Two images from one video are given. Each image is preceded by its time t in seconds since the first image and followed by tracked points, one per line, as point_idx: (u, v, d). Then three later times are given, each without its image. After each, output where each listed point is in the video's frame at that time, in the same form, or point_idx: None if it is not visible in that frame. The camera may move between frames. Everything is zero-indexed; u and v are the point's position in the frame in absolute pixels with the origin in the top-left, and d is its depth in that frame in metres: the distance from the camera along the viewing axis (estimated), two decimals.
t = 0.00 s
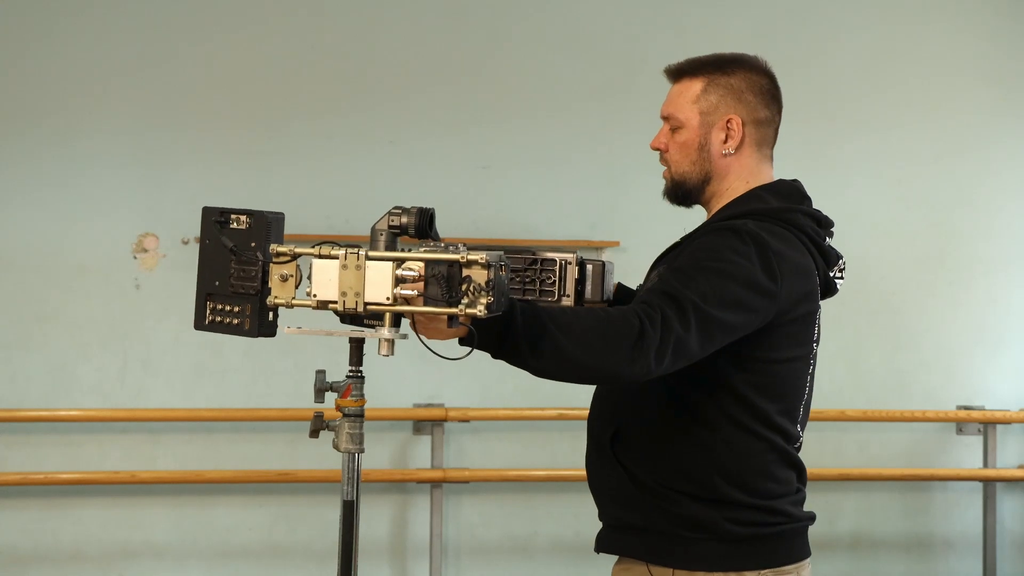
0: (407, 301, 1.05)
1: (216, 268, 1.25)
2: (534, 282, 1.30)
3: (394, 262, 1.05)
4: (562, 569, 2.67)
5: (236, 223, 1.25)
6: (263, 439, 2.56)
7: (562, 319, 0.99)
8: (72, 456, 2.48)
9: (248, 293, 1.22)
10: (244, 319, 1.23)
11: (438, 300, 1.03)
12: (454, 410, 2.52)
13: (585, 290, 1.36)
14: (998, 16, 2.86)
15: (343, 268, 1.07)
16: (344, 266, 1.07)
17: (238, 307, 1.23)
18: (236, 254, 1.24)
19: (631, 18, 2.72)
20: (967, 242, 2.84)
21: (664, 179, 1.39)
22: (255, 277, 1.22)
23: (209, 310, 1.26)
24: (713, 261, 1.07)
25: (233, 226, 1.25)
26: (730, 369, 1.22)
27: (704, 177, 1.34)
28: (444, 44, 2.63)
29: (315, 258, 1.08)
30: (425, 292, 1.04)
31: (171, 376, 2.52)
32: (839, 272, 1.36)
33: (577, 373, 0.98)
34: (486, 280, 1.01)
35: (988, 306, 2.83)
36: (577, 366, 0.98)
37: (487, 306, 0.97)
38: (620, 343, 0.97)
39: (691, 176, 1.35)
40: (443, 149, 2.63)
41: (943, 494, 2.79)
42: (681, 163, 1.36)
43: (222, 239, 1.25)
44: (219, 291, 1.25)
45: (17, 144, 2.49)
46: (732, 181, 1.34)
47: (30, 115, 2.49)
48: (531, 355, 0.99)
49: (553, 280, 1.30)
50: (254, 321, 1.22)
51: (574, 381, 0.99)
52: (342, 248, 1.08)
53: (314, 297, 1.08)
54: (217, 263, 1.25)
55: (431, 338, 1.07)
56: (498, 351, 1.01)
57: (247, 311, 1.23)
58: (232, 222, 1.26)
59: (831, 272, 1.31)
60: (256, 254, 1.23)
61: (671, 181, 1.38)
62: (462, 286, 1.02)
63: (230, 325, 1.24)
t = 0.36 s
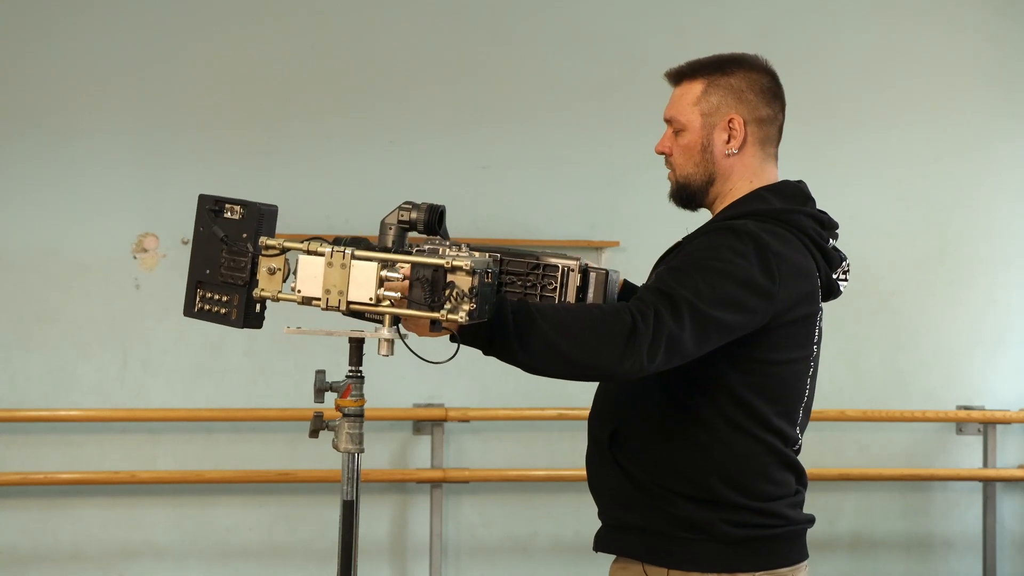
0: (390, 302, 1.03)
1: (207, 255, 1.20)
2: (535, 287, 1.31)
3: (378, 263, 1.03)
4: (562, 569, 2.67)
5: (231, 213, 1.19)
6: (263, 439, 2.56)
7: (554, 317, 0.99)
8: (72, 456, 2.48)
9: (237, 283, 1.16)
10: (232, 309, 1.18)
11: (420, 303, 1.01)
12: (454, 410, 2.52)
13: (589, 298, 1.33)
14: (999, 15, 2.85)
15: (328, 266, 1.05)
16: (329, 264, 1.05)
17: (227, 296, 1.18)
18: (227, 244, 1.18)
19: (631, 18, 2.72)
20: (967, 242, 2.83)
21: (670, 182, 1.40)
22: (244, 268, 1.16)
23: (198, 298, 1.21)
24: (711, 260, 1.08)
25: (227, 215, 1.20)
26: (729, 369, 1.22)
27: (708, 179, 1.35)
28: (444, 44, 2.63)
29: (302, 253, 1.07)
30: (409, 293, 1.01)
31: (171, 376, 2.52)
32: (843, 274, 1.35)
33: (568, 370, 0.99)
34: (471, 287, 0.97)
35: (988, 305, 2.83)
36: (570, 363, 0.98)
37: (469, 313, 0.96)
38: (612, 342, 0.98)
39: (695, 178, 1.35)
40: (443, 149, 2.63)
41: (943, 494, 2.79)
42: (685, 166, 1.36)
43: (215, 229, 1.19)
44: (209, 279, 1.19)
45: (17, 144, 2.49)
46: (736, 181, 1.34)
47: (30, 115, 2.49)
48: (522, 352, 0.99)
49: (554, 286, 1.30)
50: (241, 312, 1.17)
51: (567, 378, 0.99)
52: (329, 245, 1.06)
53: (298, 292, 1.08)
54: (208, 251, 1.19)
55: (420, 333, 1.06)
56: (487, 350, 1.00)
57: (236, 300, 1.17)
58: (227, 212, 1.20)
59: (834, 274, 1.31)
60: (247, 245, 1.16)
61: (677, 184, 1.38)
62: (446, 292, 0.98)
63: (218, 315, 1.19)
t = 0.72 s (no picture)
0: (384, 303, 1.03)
1: (204, 249, 1.19)
2: (535, 289, 1.31)
3: (373, 263, 1.03)
4: (562, 569, 2.67)
5: (229, 208, 1.19)
6: (263, 439, 2.56)
7: (550, 316, 1.00)
8: (72, 456, 2.48)
9: (233, 279, 1.16)
10: (227, 304, 1.17)
11: (414, 305, 1.00)
12: (454, 410, 2.52)
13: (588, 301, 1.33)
14: (999, 15, 2.85)
15: (322, 264, 1.05)
16: (324, 263, 1.05)
17: (222, 291, 1.17)
18: (224, 239, 1.17)
19: (631, 18, 2.72)
20: (966, 242, 2.83)
21: (668, 183, 1.40)
22: (241, 264, 1.16)
23: (194, 292, 1.20)
24: (709, 260, 1.07)
25: (225, 211, 1.19)
26: (727, 369, 1.22)
27: (706, 180, 1.34)
28: (444, 44, 2.63)
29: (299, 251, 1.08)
30: (403, 295, 1.01)
31: (171, 376, 2.52)
32: (843, 276, 1.35)
33: (563, 368, 0.99)
34: (464, 290, 0.97)
35: (988, 306, 2.83)
36: (564, 361, 0.98)
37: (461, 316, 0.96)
38: (607, 340, 0.98)
39: (693, 179, 1.35)
40: (443, 149, 2.63)
41: (943, 494, 2.79)
42: (683, 166, 1.36)
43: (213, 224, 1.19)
44: (206, 274, 1.19)
45: (17, 144, 2.49)
46: (734, 183, 1.34)
47: (30, 115, 2.49)
48: (517, 351, 0.99)
49: (554, 289, 1.30)
50: (236, 307, 1.16)
51: (563, 377, 0.99)
52: (325, 244, 1.06)
53: (292, 290, 1.09)
54: (205, 246, 1.19)
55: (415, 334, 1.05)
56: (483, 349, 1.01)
57: (232, 296, 1.16)
58: (226, 207, 1.19)
59: (834, 276, 1.31)
60: (244, 241, 1.16)
61: (675, 184, 1.38)
62: (439, 294, 0.98)
63: (212, 309, 1.18)
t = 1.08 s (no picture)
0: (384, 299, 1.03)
1: (207, 236, 1.19)
2: (534, 294, 1.31)
3: (376, 259, 1.02)
4: (562, 569, 2.67)
5: (234, 197, 1.19)
6: (263, 439, 2.56)
7: (551, 313, 1.00)
8: (72, 456, 2.48)
9: (234, 267, 1.16)
10: (227, 293, 1.17)
11: (414, 303, 1.00)
12: (454, 410, 2.52)
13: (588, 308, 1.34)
14: (999, 15, 2.85)
15: (326, 258, 1.05)
16: (327, 256, 1.05)
17: (223, 279, 1.17)
18: (227, 227, 1.17)
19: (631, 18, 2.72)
20: (967, 242, 2.83)
21: (668, 184, 1.40)
22: (243, 253, 1.15)
23: (195, 279, 1.20)
24: (710, 259, 1.08)
25: (230, 199, 1.19)
26: (728, 369, 1.22)
27: (706, 181, 1.34)
28: (444, 44, 2.63)
29: (302, 243, 1.09)
30: (404, 292, 1.01)
31: (171, 376, 2.52)
32: (845, 276, 1.35)
33: (562, 365, 0.99)
34: (465, 290, 0.97)
35: (988, 306, 2.83)
36: (563, 358, 0.98)
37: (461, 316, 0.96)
38: (607, 337, 0.98)
39: (693, 179, 1.35)
40: (444, 149, 2.63)
41: (943, 494, 2.79)
42: (683, 167, 1.36)
43: (217, 211, 1.19)
44: (207, 261, 1.19)
45: (17, 144, 2.49)
46: (735, 183, 1.34)
47: (31, 115, 2.49)
48: (517, 347, 0.99)
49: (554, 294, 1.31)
50: (236, 296, 1.16)
51: (562, 374, 0.99)
52: (329, 238, 1.06)
53: (293, 282, 1.08)
54: (208, 233, 1.19)
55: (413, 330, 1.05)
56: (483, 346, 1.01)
57: (232, 284, 1.16)
58: (231, 195, 1.19)
59: (836, 276, 1.31)
60: (247, 230, 1.15)
61: (675, 184, 1.38)
62: (440, 294, 0.98)
63: (212, 296, 1.18)
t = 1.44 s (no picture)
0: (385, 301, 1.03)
1: (212, 223, 1.19)
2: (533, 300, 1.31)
3: (379, 261, 1.02)
4: (562, 569, 2.67)
5: (242, 186, 1.19)
6: (263, 439, 2.55)
7: (554, 313, 0.99)
8: (72, 456, 2.48)
9: (238, 257, 1.15)
10: (228, 281, 1.16)
11: (416, 306, 1.00)
12: (454, 410, 2.52)
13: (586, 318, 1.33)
14: (999, 16, 2.86)
15: (330, 256, 1.04)
16: (332, 254, 1.04)
17: (225, 267, 1.17)
18: (233, 216, 1.17)
19: (632, 18, 2.72)
20: (967, 242, 2.84)
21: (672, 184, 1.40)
22: (247, 244, 1.15)
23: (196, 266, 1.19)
24: (714, 258, 1.07)
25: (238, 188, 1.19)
26: (731, 368, 1.21)
27: (711, 181, 1.34)
28: (445, 44, 2.63)
29: (307, 238, 1.07)
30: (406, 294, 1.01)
31: (171, 376, 2.51)
32: (848, 276, 1.35)
33: (565, 364, 0.98)
34: (468, 298, 0.96)
35: (987, 306, 2.83)
36: (566, 356, 0.98)
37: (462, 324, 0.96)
38: (610, 336, 0.98)
39: (698, 179, 1.35)
40: (444, 149, 2.63)
41: (943, 494, 2.79)
42: (688, 167, 1.36)
43: (224, 200, 1.19)
44: (210, 247, 1.18)
45: (17, 144, 2.48)
46: (739, 183, 1.34)
47: (30, 114, 2.49)
48: (519, 346, 0.98)
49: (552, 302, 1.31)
50: (236, 284, 1.15)
51: (564, 373, 0.99)
52: (335, 236, 1.06)
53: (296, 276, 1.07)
54: (212, 220, 1.19)
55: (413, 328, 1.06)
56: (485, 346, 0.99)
57: (234, 272, 1.16)
58: (239, 184, 1.19)
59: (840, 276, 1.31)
60: (253, 220, 1.15)
61: (679, 184, 1.38)
62: (442, 299, 0.98)
63: (211, 284, 1.17)
